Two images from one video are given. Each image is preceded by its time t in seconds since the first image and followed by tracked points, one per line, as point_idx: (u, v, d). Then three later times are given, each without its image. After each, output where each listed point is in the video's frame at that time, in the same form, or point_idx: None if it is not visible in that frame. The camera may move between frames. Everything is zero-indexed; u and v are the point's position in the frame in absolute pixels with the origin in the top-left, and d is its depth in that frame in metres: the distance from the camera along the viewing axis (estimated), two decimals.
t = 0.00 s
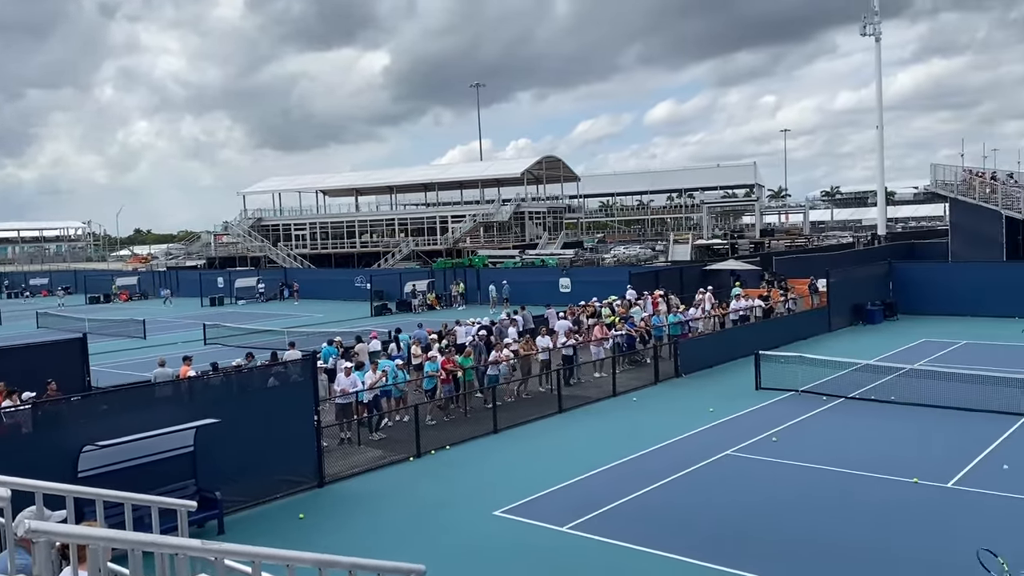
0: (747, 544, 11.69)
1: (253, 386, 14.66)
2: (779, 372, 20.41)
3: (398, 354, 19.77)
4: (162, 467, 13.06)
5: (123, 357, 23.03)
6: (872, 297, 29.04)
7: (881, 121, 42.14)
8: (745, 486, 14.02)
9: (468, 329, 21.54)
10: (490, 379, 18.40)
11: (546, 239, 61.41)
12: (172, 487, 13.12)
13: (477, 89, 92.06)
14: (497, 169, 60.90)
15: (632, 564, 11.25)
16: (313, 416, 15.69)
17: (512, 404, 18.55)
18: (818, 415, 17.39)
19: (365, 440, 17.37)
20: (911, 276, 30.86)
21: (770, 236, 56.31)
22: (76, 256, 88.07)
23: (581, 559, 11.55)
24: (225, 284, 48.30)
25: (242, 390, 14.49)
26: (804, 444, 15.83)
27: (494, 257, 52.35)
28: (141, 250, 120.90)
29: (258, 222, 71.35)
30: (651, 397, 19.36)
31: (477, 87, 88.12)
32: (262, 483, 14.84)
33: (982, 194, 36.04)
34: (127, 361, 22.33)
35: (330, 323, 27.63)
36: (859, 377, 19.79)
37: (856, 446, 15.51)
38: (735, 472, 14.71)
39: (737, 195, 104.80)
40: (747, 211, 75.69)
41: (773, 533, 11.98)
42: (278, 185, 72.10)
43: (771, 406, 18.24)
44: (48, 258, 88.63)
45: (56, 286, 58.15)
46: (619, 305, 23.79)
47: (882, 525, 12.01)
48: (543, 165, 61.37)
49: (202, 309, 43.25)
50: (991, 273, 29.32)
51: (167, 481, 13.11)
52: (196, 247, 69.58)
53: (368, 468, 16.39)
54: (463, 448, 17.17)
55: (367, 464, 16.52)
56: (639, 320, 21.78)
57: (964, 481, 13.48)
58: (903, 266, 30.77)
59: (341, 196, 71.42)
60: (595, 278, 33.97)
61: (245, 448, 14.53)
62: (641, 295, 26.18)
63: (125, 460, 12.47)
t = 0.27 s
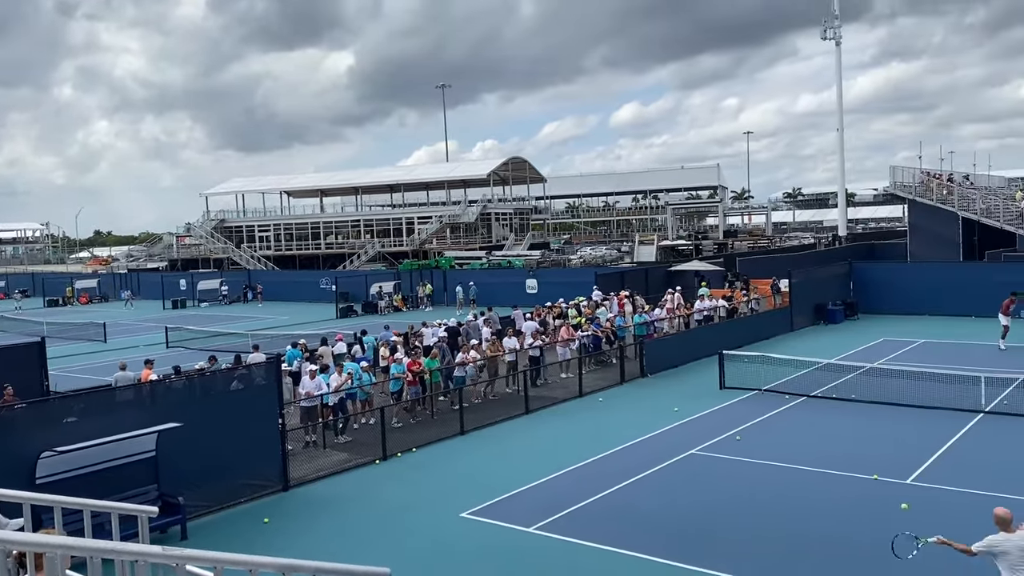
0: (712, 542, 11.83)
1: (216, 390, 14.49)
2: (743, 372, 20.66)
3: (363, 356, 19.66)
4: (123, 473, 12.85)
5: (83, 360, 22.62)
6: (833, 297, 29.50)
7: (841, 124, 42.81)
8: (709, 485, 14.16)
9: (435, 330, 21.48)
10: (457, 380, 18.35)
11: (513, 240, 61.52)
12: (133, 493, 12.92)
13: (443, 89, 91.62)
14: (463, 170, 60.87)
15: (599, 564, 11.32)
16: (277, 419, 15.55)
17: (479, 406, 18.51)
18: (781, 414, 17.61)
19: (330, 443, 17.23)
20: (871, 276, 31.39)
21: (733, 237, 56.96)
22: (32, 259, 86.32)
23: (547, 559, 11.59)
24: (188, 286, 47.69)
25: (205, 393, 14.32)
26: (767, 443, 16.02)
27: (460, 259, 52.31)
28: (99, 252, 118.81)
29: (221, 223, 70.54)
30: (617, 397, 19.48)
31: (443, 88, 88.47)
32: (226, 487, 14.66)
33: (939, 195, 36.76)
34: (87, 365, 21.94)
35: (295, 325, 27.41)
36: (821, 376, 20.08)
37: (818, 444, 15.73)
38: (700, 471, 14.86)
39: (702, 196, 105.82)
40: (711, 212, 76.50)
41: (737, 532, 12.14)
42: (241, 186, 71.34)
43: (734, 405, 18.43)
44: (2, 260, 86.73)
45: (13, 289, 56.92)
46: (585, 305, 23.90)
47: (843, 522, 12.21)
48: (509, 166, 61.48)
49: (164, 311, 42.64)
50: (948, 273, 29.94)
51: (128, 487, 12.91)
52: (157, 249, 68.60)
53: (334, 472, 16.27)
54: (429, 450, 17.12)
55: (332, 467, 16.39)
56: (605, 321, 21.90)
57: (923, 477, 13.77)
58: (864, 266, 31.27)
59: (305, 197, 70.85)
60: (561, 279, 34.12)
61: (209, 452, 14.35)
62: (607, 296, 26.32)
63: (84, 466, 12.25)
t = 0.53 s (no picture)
0: (677, 539, 11.92)
1: (178, 392, 14.28)
2: (707, 370, 20.85)
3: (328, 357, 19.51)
4: (83, 477, 12.61)
5: (40, 363, 22.14)
6: (795, 296, 29.89)
7: (803, 126, 43.38)
8: (674, 482, 14.26)
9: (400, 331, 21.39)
10: (423, 381, 18.28)
11: (479, 240, 61.49)
12: (93, 497, 12.68)
13: (408, 89, 91.25)
14: (429, 170, 60.69)
15: (567, 562, 11.35)
16: (240, 421, 15.37)
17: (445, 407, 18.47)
18: (744, 412, 17.79)
19: (294, 445, 17.07)
20: (832, 276, 31.85)
21: (698, 237, 57.46)
22: None
23: (514, 559, 11.60)
24: (148, 288, 46.92)
25: (166, 395, 14.10)
26: (730, 440, 16.17)
27: (427, 259, 52.14)
28: (56, 253, 116.48)
29: (183, 224, 69.55)
30: (583, 396, 19.56)
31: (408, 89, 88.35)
32: (188, 491, 14.45)
33: (898, 196, 37.41)
34: (44, 368, 21.48)
35: (258, 326, 27.11)
36: (783, 373, 20.34)
37: (780, 441, 15.92)
38: (665, 468, 14.97)
39: (667, 197, 106.64)
40: (676, 212, 77.14)
41: (702, 529, 12.23)
42: (203, 186, 70.37)
43: (699, 403, 18.59)
44: None
45: None
46: (551, 305, 23.95)
47: (807, 518, 12.38)
48: (475, 166, 61.41)
49: (123, 313, 41.91)
50: (907, 272, 30.49)
51: (87, 491, 12.67)
52: (117, 250, 67.39)
53: (299, 474, 16.12)
54: (395, 451, 17.03)
55: (296, 469, 16.23)
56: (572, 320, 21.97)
57: (883, 473, 14.01)
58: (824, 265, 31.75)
59: (269, 197, 70.09)
60: (528, 279, 34.16)
61: (170, 455, 14.14)
62: (573, 296, 26.41)
63: (41, 470, 11.99)
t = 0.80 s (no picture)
0: (645, 539, 11.98)
1: (140, 396, 14.10)
2: (673, 370, 21.03)
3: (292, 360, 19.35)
4: (41, 483, 12.38)
5: None
6: (759, 296, 30.28)
7: (765, 128, 43.96)
8: (640, 481, 14.36)
9: (366, 333, 21.30)
10: (389, 383, 18.21)
11: (445, 241, 61.43)
12: (52, 504, 12.46)
13: (374, 90, 90.80)
14: (395, 171, 60.51)
15: (536, 562, 11.39)
16: (204, 424, 15.20)
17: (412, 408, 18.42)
18: (709, 411, 17.96)
19: (258, 448, 16.91)
20: (795, 276, 32.31)
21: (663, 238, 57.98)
22: None
23: (483, 559, 11.61)
24: (109, 290, 46.18)
25: (128, 399, 13.91)
26: (695, 439, 16.32)
27: (393, 260, 51.99)
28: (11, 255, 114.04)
29: (144, 225, 68.59)
30: (549, 397, 19.63)
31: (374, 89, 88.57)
32: (150, 496, 14.24)
33: (858, 197, 38.04)
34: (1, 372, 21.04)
35: (221, 329, 26.83)
36: (747, 372, 20.59)
37: (744, 439, 16.10)
38: (629, 468, 15.06)
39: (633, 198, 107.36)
40: (641, 213, 77.68)
41: (669, 527, 12.34)
42: (166, 187, 69.43)
43: (664, 403, 18.74)
44: None
45: None
46: (518, 306, 24.00)
47: (770, 516, 12.52)
48: (442, 166, 61.34)
49: (83, 316, 41.19)
50: (867, 272, 31.05)
51: (46, 497, 12.43)
52: (76, 251, 66.23)
53: (263, 478, 15.97)
54: (362, 453, 16.96)
55: (260, 473, 16.08)
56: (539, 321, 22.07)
57: (844, 470, 14.22)
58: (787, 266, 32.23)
59: (233, 198, 69.35)
60: (495, 280, 34.20)
61: (132, 459, 13.94)
62: (540, 297, 26.48)
63: None
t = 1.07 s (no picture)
0: (612, 537, 12.03)
1: (103, 399, 13.86)
2: (641, 369, 21.14)
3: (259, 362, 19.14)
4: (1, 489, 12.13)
5: None
6: (725, 296, 30.56)
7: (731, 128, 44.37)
8: (608, 480, 14.41)
9: (333, 334, 21.14)
10: (357, 384, 18.08)
11: (414, 242, 61.21)
12: (12, 510, 12.21)
13: (341, 89, 90.16)
14: (362, 171, 60.18)
15: (503, 562, 11.40)
16: (169, 427, 15.00)
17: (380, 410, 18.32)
18: (677, 409, 18.09)
19: (224, 452, 16.71)
20: (760, 276, 32.63)
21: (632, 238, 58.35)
22: None
23: (451, 560, 11.58)
24: (70, 291, 45.35)
25: (90, 402, 13.67)
26: (663, 438, 16.41)
27: (360, 260, 51.73)
28: None
29: (107, 225, 67.51)
30: (518, 397, 19.64)
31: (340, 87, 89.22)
32: (114, 501, 14.01)
33: (822, 198, 38.53)
34: None
35: (185, 331, 26.49)
36: (714, 371, 20.76)
37: (711, 437, 16.22)
38: (597, 466, 15.11)
39: (602, 198, 107.86)
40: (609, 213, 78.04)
41: (636, 525, 12.41)
42: (128, 186, 68.33)
43: (632, 402, 18.82)
44: None
45: None
46: (486, 307, 23.96)
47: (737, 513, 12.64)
48: (410, 166, 61.11)
49: (42, 318, 40.37)
50: (831, 272, 31.48)
51: (6, 503, 12.18)
52: (36, 252, 64.92)
53: (229, 481, 15.79)
54: (329, 455, 16.84)
55: (226, 476, 15.90)
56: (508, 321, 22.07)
57: (809, 467, 14.40)
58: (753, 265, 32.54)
59: (198, 198, 68.44)
60: (463, 280, 34.13)
61: (95, 464, 13.70)
62: (509, 297, 26.49)
63: None
